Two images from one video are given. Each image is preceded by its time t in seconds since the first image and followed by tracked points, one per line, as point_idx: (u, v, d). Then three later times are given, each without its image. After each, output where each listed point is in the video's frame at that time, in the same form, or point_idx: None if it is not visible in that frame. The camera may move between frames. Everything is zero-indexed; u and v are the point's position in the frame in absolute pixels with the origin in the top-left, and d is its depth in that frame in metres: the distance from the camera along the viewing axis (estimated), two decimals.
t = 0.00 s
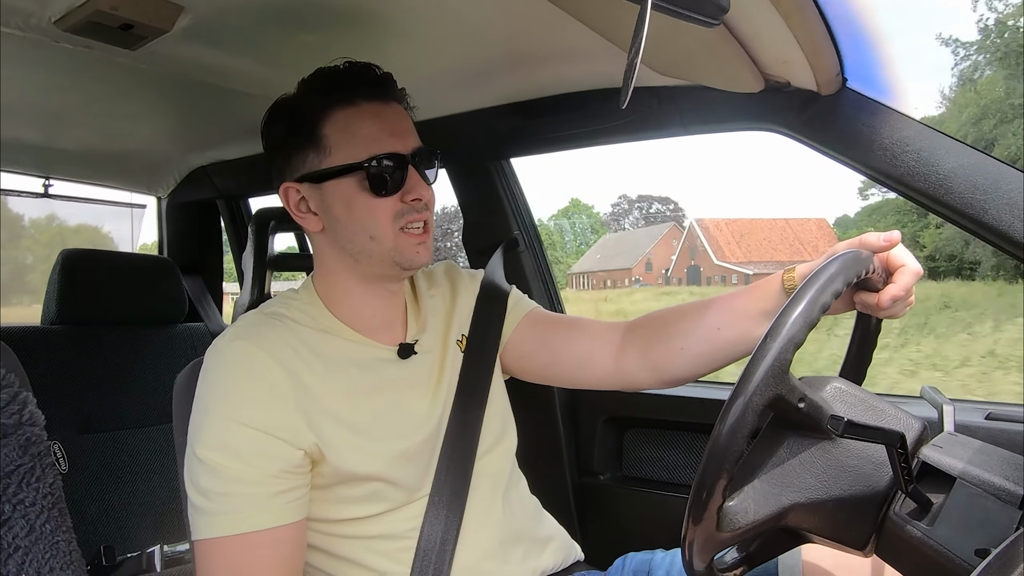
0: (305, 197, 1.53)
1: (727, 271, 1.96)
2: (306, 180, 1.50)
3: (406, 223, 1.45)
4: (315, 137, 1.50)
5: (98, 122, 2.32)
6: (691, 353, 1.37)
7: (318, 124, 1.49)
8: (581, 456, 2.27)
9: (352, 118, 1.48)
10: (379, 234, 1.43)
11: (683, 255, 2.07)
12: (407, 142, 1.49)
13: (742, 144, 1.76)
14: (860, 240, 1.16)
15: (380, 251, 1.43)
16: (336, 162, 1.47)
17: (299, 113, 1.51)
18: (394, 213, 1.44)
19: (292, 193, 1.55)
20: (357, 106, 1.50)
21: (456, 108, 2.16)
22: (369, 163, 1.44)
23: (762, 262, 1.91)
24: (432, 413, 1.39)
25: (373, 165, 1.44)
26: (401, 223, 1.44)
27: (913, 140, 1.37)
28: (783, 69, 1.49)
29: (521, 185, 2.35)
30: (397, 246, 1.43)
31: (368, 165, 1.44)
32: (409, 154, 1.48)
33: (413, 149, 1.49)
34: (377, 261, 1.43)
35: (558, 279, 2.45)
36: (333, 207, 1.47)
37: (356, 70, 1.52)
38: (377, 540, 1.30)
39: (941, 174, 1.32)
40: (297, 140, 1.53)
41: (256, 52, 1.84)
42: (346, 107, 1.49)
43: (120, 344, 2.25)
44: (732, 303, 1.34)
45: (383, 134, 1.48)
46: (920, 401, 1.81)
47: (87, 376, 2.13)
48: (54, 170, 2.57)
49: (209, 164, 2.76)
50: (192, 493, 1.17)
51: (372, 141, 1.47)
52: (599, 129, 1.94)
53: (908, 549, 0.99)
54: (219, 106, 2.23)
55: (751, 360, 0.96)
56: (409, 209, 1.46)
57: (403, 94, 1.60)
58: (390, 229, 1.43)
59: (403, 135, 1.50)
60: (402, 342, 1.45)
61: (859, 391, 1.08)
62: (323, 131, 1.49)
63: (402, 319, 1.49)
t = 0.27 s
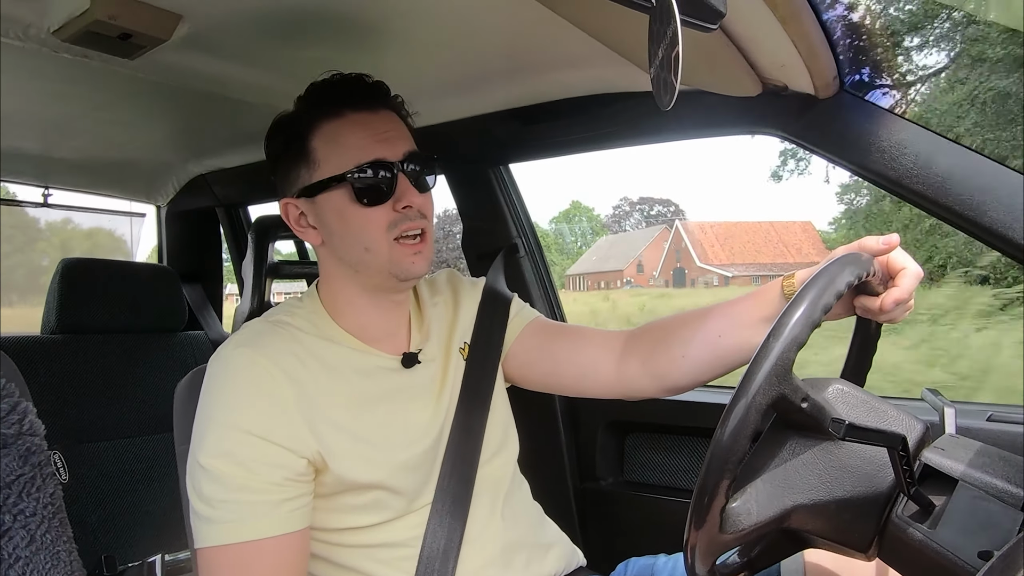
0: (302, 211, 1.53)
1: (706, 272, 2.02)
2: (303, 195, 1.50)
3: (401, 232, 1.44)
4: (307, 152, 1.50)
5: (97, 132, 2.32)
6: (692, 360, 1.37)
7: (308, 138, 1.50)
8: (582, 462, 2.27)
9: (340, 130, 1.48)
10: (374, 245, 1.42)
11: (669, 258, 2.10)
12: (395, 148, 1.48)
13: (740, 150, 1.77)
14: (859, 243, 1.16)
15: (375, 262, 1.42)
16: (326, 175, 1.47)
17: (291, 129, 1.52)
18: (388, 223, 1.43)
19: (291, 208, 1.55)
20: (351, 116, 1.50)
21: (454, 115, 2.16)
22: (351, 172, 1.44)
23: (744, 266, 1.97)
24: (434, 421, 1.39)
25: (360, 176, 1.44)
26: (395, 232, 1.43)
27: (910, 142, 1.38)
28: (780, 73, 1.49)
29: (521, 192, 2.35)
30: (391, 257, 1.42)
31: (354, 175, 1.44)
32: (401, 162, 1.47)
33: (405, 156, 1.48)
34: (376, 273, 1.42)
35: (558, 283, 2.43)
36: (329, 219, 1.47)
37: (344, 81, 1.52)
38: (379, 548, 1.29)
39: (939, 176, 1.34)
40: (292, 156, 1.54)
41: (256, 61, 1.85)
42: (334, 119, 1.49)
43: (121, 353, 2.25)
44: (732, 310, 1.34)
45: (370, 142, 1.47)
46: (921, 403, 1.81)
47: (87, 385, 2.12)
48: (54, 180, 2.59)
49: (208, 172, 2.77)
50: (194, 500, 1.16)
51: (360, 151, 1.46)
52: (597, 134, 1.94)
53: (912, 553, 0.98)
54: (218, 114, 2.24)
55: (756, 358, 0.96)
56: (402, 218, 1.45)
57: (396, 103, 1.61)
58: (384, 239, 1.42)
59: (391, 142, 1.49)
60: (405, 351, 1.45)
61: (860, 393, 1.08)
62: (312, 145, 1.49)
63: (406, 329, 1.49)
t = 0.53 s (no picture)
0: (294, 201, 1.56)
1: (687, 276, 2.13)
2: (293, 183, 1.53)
3: (363, 227, 1.41)
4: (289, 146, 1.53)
5: (96, 121, 2.32)
6: (691, 352, 1.37)
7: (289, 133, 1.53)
8: (582, 452, 2.28)
9: (309, 126, 1.49)
10: (338, 239, 1.42)
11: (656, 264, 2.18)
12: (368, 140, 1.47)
13: (740, 142, 1.77)
14: (859, 234, 1.16)
15: (341, 257, 1.42)
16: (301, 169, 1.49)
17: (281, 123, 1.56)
18: (351, 218, 1.42)
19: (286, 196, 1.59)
20: (340, 105, 1.50)
21: (454, 104, 2.16)
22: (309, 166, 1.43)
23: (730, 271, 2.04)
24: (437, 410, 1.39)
25: (318, 172, 1.42)
26: (357, 227, 1.41)
27: (911, 133, 1.39)
28: (780, 63, 1.49)
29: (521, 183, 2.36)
30: (354, 251, 1.41)
31: (311, 171, 1.43)
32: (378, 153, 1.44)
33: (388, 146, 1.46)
34: (344, 263, 1.42)
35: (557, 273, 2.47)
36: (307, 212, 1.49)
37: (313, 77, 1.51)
38: (380, 537, 1.30)
39: (941, 167, 1.35)
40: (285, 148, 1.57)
41: (254, 50, 1.84)
42: (305, 114, 1.50)
43: (122, 343, 2.25)
44: (731, 301, 1.35)
45: (333, 138, 1.47)
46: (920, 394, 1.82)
47: (89, 375, 2.13)
48: (53, 170, 2.56)
49: (208, 162, 2.77)
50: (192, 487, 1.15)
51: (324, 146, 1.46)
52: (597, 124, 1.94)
53: (907, 541, 0.98)
54: (216, 104, 2.23)
55: (756, 348, 0.96)
56: (364, 213, 1.42)
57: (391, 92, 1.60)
58: (346, 234, 1.41)
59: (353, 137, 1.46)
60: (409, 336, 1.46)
61: (859, 381, 1.08)
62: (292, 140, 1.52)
63: (408, 314, 1.51)
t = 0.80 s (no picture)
0: (304, 195, 1.53)
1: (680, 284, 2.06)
2: (304, 179, 1.51)
3: (405, 222, 1.44)
4: (313, 135, 1.51)
5: (95, 123, 2.32)
6: (689, 358, 1.37)
7: (315, 121, 1.51)
8: (581, 455, 2.28)
9: (346, 115, 1.49)
10: (375, 231, 1.42)
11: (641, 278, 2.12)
12: (402, 137, 1.50)
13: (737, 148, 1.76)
14: (859, 240, 1.16)
15: (375, 249, 1.42)
16: (331, 158, 1.48)
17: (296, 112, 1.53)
18: (393, 211, 1.44)
19: (292, 191, 1.55)
20: (355, 103, 1.51)
21: (454, 107, 2.16)
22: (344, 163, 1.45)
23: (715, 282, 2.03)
24: (429, 411, 1.38)
25: (367, 162, 1.44)
26: (398, 221, 1.44)
27: (911, 137, 1.40)
28: (780, 67, 1.49)
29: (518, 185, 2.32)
30: (392, 244, 1.42)
31: (359, 161, 1.45)
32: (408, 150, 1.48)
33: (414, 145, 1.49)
34: (373, 260, 1.43)
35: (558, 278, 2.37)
36: (331, 204, 1.48)
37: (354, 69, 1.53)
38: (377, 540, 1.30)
39: (940, 170, 1.37)
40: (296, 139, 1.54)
41: (255, 52, 1.85)
42: (343, 104, 1.50)
43: (120, 345, 2.25)
44: (731, 307, 1.35)
45: (378, 130, 1.49)
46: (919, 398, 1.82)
47: (87, 377, 2.12)
48: (54, 171, 2.52)
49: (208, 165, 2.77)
50: (187, 493, 1.14)
51: (367, 137, 1.48)
52: (597, 128, 1.94)
53: (908, 546, 0.99)
54: (217, 106, 2.23)
55: (753, 353, 0.96)
56: (407, 207, 1.45)
57: (403, 92, 1.63)
58: (387, 226, 1.43)
59: (399, 133, 1.50)
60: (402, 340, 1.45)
61: (858, 382, 1.08)
62: (319, 128, 1.50)
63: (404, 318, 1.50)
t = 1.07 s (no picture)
0: (309, 197, 1.53)
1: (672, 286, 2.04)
2: (311, 180, 1.51)
3: (412, 226, 1.45)
4: (322, 136, 1.51)
5: (95, 128, 2.32)
6: (692, 360, 1.37)
7: (326, 123, 1.50)
8: (581, 459, 2.27)
9: (358, 119, 1.50)
10: (381, 235, 1.43)
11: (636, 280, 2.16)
12: (412, 142, 1.51)
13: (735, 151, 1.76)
14: (858, 244, 1.17)
15: (382, 252, 1.42)
16: (342, 160, 1.48)
17: (307, 113, 1.53)
18: (400, 215, 1.44)
19: (297, 193, 1.55)
20: (364, 106, 1.51)
21: (453, 111, 2.16)
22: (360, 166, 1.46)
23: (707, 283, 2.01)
24: (430, 417, 1.38)
25: (378, 166, 1.45)
26: (405, 225, 1.44)
27: (909, 140, 1.41)
28: (778, 70, 1.49)
29: (518, 189, 2.31)
30: (399, 248, 1.43)
31: (370, 164, 1.45)
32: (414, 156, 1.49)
33: (421, 152, 1.51)
34: (380, 262, 1.43)
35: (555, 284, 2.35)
36: (338, 206, 1.47)
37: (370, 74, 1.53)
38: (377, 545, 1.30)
39: (938, 173, 1.37)
40: (305, 140, 1.53)
41: (254, 57, 1.85)
42: (355, 107, 1.51)
43: (120, 349, 2.25)
44: (731, 311, 1.35)
45: (389, 135, 1.49)
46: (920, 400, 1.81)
47: (87, 382, 2.12)
48: (53, 176, 2.53)
49: (207, 169, 2.77)
50: (189, 499, 1.14)
51: (379, 141, 1.48)
52: (596, 131, 1.94)
53: (911, 549, 0.99)
54: (216, 111, 2.23)
55: (751, 359, 0.96)
56: (414, 212, 1.46)
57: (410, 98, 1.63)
58: (393, 230, 1.43)
59: (411, 139, 1.51)
60: (403, 345, 1.45)
61: (859, 385, 1.08)
62: (331, 129, 1.50)
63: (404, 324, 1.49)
